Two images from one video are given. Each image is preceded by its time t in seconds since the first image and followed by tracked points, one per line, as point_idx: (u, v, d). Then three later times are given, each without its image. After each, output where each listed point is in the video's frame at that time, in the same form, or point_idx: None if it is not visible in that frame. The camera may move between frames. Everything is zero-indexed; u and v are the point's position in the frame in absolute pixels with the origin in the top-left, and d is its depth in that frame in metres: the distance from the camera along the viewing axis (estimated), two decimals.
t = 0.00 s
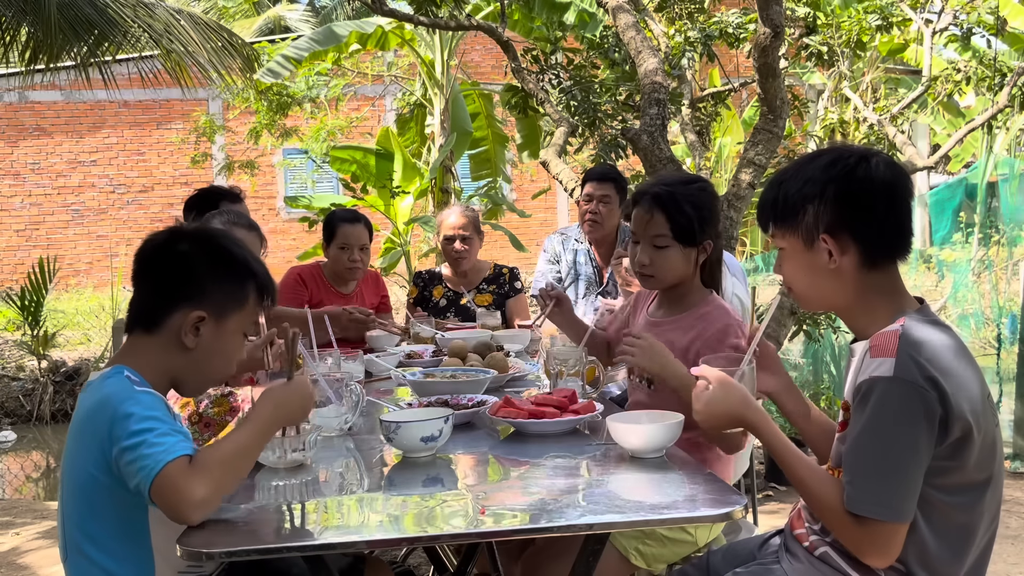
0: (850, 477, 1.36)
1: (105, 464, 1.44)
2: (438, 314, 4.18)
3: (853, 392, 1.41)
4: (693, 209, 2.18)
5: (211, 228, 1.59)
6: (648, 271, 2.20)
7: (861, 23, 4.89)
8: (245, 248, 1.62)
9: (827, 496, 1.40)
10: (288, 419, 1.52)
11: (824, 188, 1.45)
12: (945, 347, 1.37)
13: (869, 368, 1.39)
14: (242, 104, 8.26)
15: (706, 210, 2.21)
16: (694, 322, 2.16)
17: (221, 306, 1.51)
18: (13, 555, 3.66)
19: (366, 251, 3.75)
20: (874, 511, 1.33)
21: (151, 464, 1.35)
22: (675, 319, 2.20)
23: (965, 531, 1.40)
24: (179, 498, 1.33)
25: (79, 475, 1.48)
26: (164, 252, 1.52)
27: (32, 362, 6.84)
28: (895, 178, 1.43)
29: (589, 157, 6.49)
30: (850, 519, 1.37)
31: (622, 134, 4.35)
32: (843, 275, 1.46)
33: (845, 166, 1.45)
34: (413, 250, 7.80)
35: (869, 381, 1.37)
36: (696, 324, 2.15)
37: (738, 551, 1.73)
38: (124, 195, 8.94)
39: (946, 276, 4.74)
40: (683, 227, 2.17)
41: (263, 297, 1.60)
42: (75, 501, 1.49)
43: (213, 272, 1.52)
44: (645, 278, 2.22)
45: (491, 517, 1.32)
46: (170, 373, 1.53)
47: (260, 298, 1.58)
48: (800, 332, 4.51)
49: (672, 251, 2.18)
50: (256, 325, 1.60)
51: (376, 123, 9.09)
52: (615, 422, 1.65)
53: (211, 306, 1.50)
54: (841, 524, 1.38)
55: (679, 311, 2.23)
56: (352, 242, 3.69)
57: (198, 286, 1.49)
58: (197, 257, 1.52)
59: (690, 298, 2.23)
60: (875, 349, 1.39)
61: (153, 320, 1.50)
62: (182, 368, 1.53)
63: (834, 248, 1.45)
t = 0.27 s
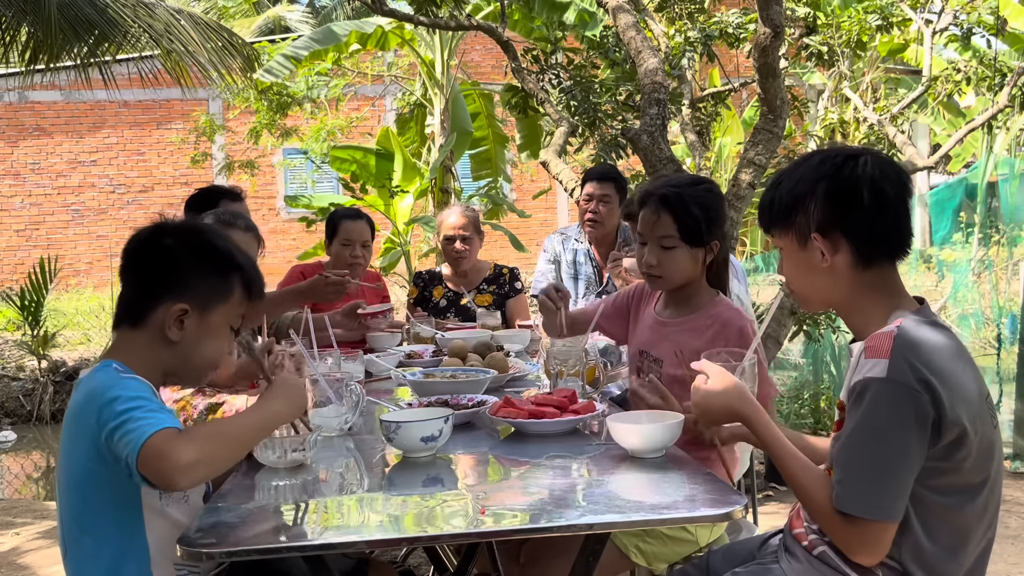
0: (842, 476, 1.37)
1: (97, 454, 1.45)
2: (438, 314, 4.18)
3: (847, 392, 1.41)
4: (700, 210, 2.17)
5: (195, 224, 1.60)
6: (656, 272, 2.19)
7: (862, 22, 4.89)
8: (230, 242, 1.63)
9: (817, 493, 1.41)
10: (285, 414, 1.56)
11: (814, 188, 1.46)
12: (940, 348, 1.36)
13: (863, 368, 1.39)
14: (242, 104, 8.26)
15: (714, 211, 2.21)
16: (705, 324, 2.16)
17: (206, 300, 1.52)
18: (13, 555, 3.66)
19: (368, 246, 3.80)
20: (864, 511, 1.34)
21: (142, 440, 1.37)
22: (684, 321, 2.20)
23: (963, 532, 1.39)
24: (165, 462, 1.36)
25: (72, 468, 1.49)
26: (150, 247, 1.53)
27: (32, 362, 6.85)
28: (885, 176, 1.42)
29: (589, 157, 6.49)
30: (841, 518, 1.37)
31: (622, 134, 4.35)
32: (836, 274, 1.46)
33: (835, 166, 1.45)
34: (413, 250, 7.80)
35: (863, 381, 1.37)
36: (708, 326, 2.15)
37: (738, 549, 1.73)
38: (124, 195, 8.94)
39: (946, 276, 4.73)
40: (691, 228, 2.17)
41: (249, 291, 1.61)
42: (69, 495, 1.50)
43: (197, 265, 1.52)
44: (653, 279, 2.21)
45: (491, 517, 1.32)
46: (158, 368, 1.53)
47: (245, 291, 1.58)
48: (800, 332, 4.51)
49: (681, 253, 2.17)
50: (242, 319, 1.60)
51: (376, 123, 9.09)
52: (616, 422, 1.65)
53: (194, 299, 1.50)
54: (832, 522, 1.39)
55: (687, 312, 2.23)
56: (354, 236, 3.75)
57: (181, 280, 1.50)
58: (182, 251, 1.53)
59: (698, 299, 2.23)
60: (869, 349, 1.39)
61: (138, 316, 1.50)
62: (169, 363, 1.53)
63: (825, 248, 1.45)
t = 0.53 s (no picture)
0: (842, 472, 1.37)
1: (97, 451, 1.45)
2: (438, 314, 4.18)
3: (847, 389, 1.42)
4: (707, 208, 2.17)
5: (189, 223, 1.61)
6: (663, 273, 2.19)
7: (861, 22, 4.89)
8: (223, 241, 1.63)
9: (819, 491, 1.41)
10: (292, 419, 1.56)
11: (807, 190, 1.46)
12: (938, 344, 1.37)
13: (862, 365, 1.39)
14: (242, 104, 8.26)
15: (720, 209, 2.20)
16: (713, 324, 2.16)
17: (199, 296, 1.52)
18: (12, 555, 3.66)
19: (369, 243, 3.80)
20: (865, 507, 1.34)
21: (142, 432, 1.38)
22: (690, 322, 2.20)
23: (964, 531, 1.39)
24: (171, 455, 1.37)
25: (72, 465, 1.49)
26: (144, 245, 1.54)
27: (32, 362, 6.84)
28: (877, 176, 1.42)
29: (589, 157, 6.49)
30: (842, 515, 1.37)
31: (622, 134, 4.35)
32: (832, 275, 1.46)
33: (827, 168, 1.46)
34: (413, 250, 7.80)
35: (861, 377, 1.37)
36: (717, 326, 2.15)
37: (737, 549, 1.73)
38: (124, 195, 8.94)
39: (946, 276, 4.73)
40: (698, 227, 2.17)
41: (243, 289, 1.61)
42: (69, 494, 1.50)
43: (190, 262, 1.53)
44: (660, 280, 2.21)
45: (491, 517, 1.32)
46: (153, 366, 1.53)
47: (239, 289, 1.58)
48: (800, 332, 4.51)
49: (688, 252, 2.17)
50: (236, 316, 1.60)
51: (376, 123, 9.08)
52: (615, 422, 1.65)
53: (187, 295, 1.50)
54: (833, 519, 1.39)
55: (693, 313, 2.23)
56: (356, 233, 3.75)
57: (174, 276, 1.50)
58: (175, 249, 1.53)
59: (704, 299, 2.23)
60: (868, 346, 1.39)
61: (132, 313, 1.51)
62: (163, 359, 1.53)
63: (820, 250, 1.45)
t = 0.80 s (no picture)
0: (850, 474, 1.36)
1: (97, 450, 1.45)
2: (438, 314, 4.18)
3: (851, 390, 1.41)
4: (710, 210, 2.16)
5: (191, 223, 1.61)
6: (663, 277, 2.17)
7: (861, 22, 4.90)
8: (225, 241, 1.64)
9: (827, 493, 1.40)
10: (279, 419, 1.56)
11: (808, 192, 1.46)
12: (940, 343, 1.37)
13: (865, 365, 1.39)
14: (242, 104, 8.26)
15: (723, 212, 2.19)
16: (711, 331, 2.16)
17: (201, 294, 1.52)
18: (12, 555, 3.66)
19: (369, 243, 3.81)
20: (875, 508, 1.33)
21: (135, 432, 1.37)
22: (690, 327, 2.20)
23: (966, 529, 1.40)
24: (162, 455, 1.36)
25: (72, 465, 1.48)
26: (147, 244, 1.54)
27: (32, 362, 6.84)
28: (875, 177, 1.44)
29: (589, 157, 6.49)
30: (852, 517, 1.37)
31: (622, 134, 4.35)
32: (834, 276, 1.46)
33: (826, 170, 1.46)
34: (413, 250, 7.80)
35: (866, 378, 1.37)
36: (714, 332, 2.16)
37: (737, 550, 1.74)
38: (124, 196, 8.94)
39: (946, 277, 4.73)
40: (700, 230, 2.15)
41: (245, 289, 1.61)
42: (69, 493, 1.50)
43: (193, 261, 1.53)
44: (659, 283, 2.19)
45: (491, 516, 1.32)
46: (154, 365, 1.53)
47: (240, 289, 1.59)
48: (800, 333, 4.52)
49: (689, 256, 2.16)
50: (237, 316, 1.60)
51: (376, 123, 9.09)
52: (615, 422, 1.65)
53: (189, 294, 1.51)
54: (842, 522, 1.38)
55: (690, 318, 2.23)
56: (356, 233, 3.76)
57: (175, 275, 1.50)
58: (177, 248, 1.53)
59: (702, 304, 2.23)
60: (870, 346, 1.39)
61: (133, 311, 1.50)
62: (164, 358, 1.53)
63: (823, 251, 1.45)
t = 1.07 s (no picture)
0: (849, 476, 1.37)
1: (108, 453, 1.45)
2: (438, 314, 4.17)
3: (849, 392, 1.42)
4: (707, 214, 2.16)
5: (192, 223, 1.61)
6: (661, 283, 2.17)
7: (861, 22, 4.91)
8: (226, 241, 1.64)
9: (827, 494, 1.40)
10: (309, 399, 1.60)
11: (803, 193, 1.46)
12: (937, 343, 1.37)
13: (861, 367, 1.39)
14: (242, 104, 8.26)
15: (720, 215, 2.20)
16: (709, 333, 2.16)
17: (203, 294, 1.52)
18: (12, 555, 3.66)
19: (367, 243, 3.81)
20: (873, 508, 1.34)
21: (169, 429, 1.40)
22: (688, 329, 2.20)
23: (965, 529, 1.40)
24: (215, 430, 1.40)
25: (78, 467, 1.48)
26: (149, 244, 1.54)
27: (32, 362, 6.84)
28: (867, 177, 1.45)
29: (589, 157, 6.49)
30: (850, 518, 1.37)
31: (622, 134, 4.35)
32: (833, 278, 1.46)
33: (819, 172, 1.47)
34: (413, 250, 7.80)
35: (863, 379, 1.37)
36: (712, 334, 2.15)
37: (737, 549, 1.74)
38: (124, 196, 8.94)
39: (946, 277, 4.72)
40: (697, 235, 2.15)
41: (246, 288, 1.62)
42: (73, 498, 1.49)
43: (195, 260, 1.53)
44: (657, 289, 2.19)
45: (491, 517, 1.32)
46: (157, 365, 1.53)
47: (242, 288, 1.59)
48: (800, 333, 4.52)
49: (686, 260, 2.15)
50: (239, 315, 1.60)
51: (376, 123, 9.09)
52: (615, 422, 1.65)
53: (191, 294, 1.51)
54: (841, 523, 1.38)
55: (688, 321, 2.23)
56: (354, 233, 3.76)
57: (178, 273, 1.50)
58: (180, 247, 1.54)
59: (699, 306, 2.23)
60: (867, 347, 1.39)
61: (136, 311, 1.50)
62: (166, 358, 1.53)
63: (822, 253, 1.44)
